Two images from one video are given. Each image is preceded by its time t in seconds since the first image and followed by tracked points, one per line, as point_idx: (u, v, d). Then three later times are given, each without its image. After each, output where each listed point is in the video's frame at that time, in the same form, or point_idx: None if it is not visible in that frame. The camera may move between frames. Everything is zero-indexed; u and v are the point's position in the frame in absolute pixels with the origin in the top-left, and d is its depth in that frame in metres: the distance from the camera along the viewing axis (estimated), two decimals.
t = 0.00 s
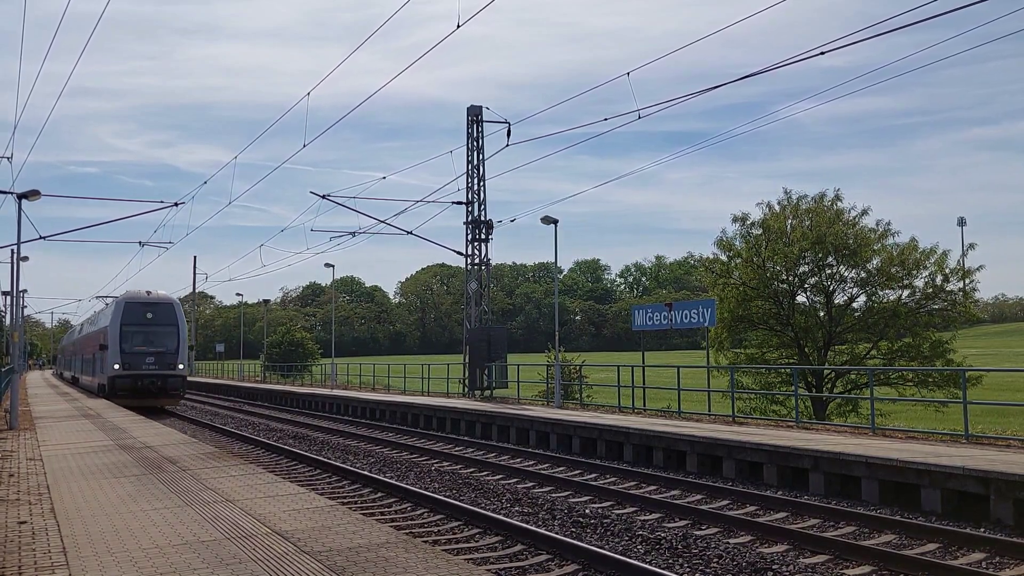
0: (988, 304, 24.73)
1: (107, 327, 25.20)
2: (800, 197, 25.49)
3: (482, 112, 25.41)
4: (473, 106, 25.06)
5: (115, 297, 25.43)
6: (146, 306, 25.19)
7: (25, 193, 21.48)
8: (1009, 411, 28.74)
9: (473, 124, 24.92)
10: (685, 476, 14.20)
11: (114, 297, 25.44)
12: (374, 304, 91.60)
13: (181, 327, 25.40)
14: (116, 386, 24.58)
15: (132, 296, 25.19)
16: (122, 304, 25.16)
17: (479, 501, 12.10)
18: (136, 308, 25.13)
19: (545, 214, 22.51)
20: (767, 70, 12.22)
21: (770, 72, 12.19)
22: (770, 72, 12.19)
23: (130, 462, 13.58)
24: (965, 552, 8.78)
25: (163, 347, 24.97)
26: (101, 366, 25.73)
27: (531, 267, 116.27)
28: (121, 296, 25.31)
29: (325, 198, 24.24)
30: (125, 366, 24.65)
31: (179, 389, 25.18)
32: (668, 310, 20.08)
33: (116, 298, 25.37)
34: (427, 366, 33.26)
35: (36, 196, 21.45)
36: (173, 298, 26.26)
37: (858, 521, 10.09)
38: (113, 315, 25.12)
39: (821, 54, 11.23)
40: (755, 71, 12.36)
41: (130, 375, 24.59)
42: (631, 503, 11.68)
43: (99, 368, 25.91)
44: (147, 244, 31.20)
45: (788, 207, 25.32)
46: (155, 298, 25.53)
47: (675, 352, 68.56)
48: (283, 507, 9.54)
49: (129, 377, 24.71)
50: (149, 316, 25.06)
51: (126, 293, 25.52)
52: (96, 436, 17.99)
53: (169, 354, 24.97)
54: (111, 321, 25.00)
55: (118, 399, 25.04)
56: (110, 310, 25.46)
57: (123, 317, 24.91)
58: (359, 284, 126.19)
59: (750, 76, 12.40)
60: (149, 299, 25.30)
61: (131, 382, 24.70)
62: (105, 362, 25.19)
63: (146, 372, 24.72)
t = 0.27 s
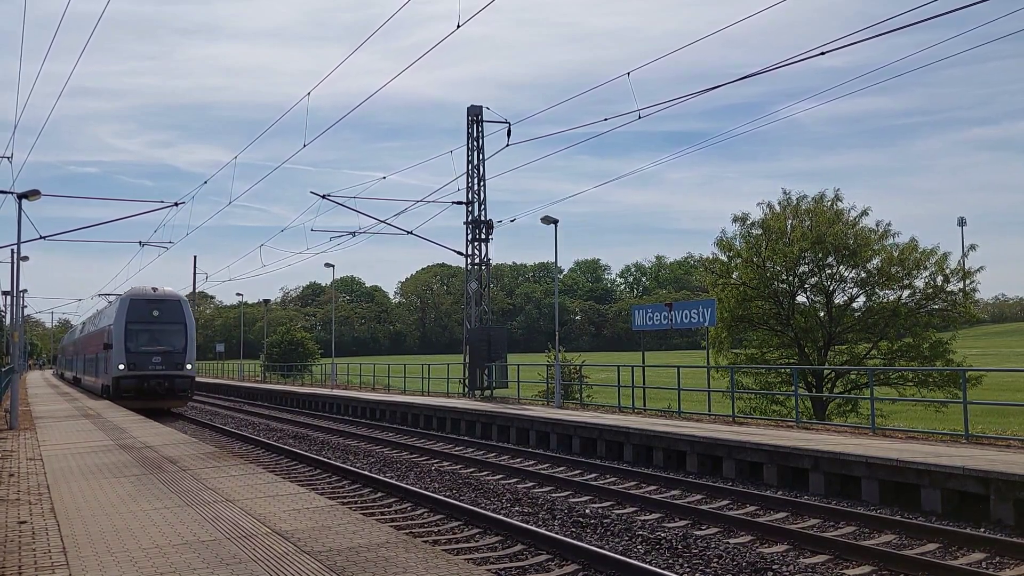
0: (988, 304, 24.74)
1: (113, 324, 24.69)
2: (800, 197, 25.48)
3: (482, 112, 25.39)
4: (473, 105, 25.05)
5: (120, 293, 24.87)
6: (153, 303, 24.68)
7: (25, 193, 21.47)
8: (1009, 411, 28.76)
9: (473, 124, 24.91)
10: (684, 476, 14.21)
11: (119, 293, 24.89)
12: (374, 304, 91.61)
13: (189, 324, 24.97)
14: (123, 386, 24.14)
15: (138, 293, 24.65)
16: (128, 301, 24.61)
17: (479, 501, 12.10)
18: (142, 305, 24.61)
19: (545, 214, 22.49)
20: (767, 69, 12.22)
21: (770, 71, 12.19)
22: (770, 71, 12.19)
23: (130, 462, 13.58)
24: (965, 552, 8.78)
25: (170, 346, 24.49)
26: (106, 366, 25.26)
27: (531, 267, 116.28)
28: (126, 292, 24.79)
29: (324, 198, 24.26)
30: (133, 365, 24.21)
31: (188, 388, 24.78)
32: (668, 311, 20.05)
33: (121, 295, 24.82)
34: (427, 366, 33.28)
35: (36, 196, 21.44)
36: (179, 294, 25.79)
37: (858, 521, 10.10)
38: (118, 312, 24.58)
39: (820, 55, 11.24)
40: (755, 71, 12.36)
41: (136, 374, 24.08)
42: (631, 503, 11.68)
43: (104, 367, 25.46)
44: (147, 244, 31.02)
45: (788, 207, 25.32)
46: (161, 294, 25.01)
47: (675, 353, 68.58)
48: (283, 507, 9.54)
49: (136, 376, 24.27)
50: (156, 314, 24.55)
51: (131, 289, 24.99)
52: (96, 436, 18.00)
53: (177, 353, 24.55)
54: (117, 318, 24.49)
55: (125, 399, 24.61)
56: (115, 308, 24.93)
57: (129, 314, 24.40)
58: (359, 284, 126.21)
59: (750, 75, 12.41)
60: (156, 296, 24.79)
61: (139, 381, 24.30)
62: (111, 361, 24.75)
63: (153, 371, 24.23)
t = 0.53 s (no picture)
0: (988, 304, 24.74)
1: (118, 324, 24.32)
2: (800, 197, 25.48)
3: (482, 113, 25.40)
4: (472, 106, 25.07)
5: (125, 292, 24.60)
6: (159, 301, 24.46)
7: (25, 193, 21.50)
8: (1009, 411, 28.78)
9: (473, 124, 24.92)
10: (684, 476, 14.23)
11: (125, 292, 24.59)
12: (374, 305, 91.66)
13: (196, 323, 24.67)
14: (130, 388, 23.70)
15: (144, 290, 24.39)
16: (133, 299, 24.33)
17: (479, 501, 12.12)
18: (149, 304, 24.38)
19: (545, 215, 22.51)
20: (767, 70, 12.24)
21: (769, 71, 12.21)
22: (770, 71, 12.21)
23: (130, 462, 13.62)
24: (966, 552, 8.79)
25: (178, 345, 24.20)
26: (111, 368, 24.79)
27: (531, 267, 116.30)
28: (131, 292, 24.52)
29: (324, 198, 24.30)
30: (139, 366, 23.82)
31: (196, 389, 24.41)
32: (668, 311, 20.03)
33: (126, 294, 24.53)
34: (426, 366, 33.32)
35: (36, 196, 21.47)
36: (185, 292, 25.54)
37: (858, 522, 10.10)
38: (124, 311, 24.29)
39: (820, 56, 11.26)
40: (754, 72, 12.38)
41: (142, 375, 23.75)
42: (631, 503, 11.69)
43: (109, 369, 25.03)
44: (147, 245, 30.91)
45: (787, 207, 25.32)
46: (167, 291, 24.77)
47: (675, 353, 68.60)
48: (284, 507, 9.56)
49: (143, 377, 23.90)
50: (162, 312, 24.30)
51: (136, 288, 24.75)
52: (97, 436, 18.05)
53: (184, 353, 24.19)
54: (122, 318, 24.16)
55: (131, 402, 24.08)
56: (120, 308, 24.60)
57: (135, 314, 24.11)
58: (358, 284, 126.27)
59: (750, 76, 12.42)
60: (162, 294, 24.52)
61: (145, 382, 23.87)
62: (115, 363, 24.30)
63: (159, 372, 23.91)
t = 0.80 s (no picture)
0: (988, 304, 24.74)
1: (125, 322, 23.11)
2: (800, 198, 25.46)
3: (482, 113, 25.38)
4: (473, 106, 25.05)
5: (133, 288, 23.38)
6: (168, 298, 23.23)
7: (25, 193, 21.46)
8: (1009, 412, 28.79)
9: (473, 125, 24.90)
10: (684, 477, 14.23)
11: (132, 288, 23.39)
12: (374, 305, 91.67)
13: (206, 322, 23.44)
14: (136, 390, 22.48)
15: (152, 286, 23.16)
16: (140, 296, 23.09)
17: (479, 501, 12.12)
18: (157, 301, 23.15)
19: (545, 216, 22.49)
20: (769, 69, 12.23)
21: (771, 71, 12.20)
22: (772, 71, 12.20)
23: (131, 463, 13.64)
24: (966, 552, 8.79)
25: (187, 345, 22.97)
26: (118, 368, 23.58)
27: (531, 268, 116.33)
28: (139, 287, 23.31)
29: (325, 199, 24.27)
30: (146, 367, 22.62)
31: (206, 392, 23.17)
32: (669, 312, 19.95)
33: (134, 290, 23.32)
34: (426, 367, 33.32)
35: (36, 196, 21.44)
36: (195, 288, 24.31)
37: (857, 522, 10.11)
38: (132, 309, 23.08)
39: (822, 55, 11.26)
40: (757, 72, 12.36)
41: (150, 377, 22.48)
42: (631, 503, 11.69)
43: (115, 370, 23.84)
44: (147, 244, 30.98)
45: (788, 207, 25.30)
46: (177, 288, 23.54)
47: (675, 354, 68.58)
48: (284, 507, 9.56)
49: (150, 378, 22.67)
50: (171, 309, 23.07)
51: (144, 284, 23.52)
52: (96, 437, 18.09)
53: (193, 354, 22.96)
54: (129, 315, 22.93)
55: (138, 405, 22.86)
56: (127, 305, 23.39)
57: (143, 311, 22.90)
58: (358, 284, 126.26)
59: (753, 76, 12.41)
60: (171, 291, 23.30)
61: (153, 384, 22.63)
62: (122, 363, 23.09)
63: (168, 374, 22.65)
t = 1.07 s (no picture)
0: (988, 304, 24.73)
1: (130, 319, 21.87)
2: (800, 198, 25.46)
3: (482, 113, 25.38)
4: (473, 106, 25.06)
5: (139, 284, 22.19)
6: (177, 295, 22.04)
7: (25, 193, 21.46)
8: (1008, 412, 28.80)
9: (473, 125, 24.92)
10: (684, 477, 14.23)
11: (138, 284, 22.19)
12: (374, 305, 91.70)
13: (218, 320, 22.22)
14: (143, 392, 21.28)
15: (160, 282, 21.98)
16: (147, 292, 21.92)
17: (479, 501, 12.13)
18: (165, 297, 21.94)
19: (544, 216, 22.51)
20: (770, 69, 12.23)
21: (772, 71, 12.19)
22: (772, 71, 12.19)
23: (131, 463, 13.66)
24: (965, 552, 8.79)
25: (197, 345, 21.76)
26: (123, 369, 22.37)
27: (531, 268, 116.36)
28: (145, 283, 22.09)
29: (325, 199, 24.26)
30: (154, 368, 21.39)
31: (218, 395, 21.94)
32: (668, 312, 19.93)
33: (140, 286, 22.12)
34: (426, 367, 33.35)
35: (36, 196, 21.44)
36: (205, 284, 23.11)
37: (857, 523, 10.11)
38: (138, 305, 21.84)
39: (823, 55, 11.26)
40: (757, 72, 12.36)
41: (157, 378, 21.29)
42: (631, 503, 11.70)
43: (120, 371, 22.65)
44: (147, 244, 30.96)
45: (788, 207, 25.30)
46: (186, 283, 22.35)
47: (675, 354, 68.57)
48: (284, 507, 9.57)
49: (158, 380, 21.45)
50: (179, 306, 21.88)
51: (151, 278, 22.31)
52: (96, 437, 18.14)
53: (204, 354, 21.73)
54: (134, 312, 21.71)
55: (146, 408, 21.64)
56: (133, 301, 22.19)
57: (149, 308, 21.68)
58: (358, 285, 126.30)
59: (754, 76, 12.41)
60: (179, 287, 22.11)
61: (162, 386, 21.43)
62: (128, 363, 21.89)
63: (177, 374, 21.44)
